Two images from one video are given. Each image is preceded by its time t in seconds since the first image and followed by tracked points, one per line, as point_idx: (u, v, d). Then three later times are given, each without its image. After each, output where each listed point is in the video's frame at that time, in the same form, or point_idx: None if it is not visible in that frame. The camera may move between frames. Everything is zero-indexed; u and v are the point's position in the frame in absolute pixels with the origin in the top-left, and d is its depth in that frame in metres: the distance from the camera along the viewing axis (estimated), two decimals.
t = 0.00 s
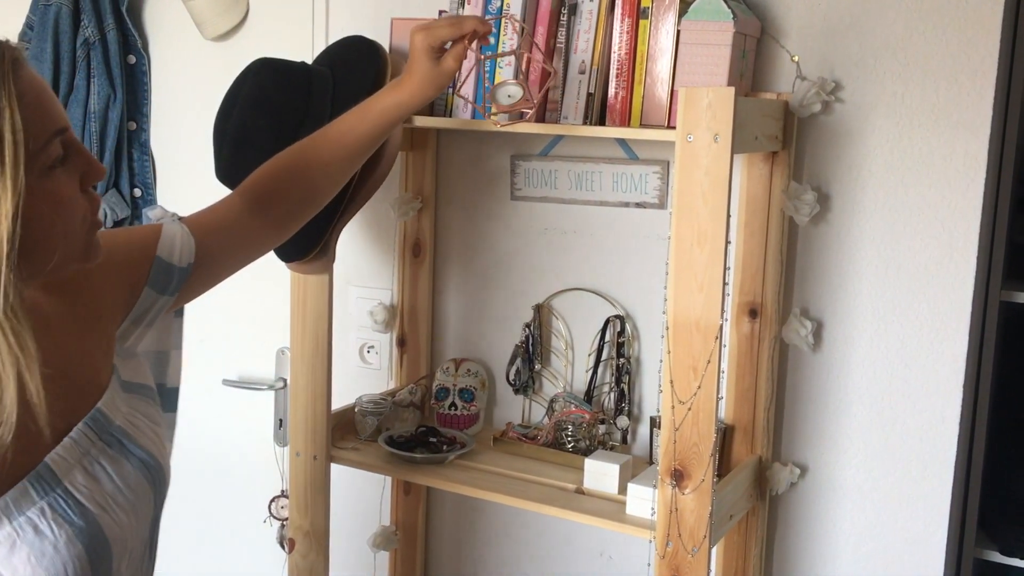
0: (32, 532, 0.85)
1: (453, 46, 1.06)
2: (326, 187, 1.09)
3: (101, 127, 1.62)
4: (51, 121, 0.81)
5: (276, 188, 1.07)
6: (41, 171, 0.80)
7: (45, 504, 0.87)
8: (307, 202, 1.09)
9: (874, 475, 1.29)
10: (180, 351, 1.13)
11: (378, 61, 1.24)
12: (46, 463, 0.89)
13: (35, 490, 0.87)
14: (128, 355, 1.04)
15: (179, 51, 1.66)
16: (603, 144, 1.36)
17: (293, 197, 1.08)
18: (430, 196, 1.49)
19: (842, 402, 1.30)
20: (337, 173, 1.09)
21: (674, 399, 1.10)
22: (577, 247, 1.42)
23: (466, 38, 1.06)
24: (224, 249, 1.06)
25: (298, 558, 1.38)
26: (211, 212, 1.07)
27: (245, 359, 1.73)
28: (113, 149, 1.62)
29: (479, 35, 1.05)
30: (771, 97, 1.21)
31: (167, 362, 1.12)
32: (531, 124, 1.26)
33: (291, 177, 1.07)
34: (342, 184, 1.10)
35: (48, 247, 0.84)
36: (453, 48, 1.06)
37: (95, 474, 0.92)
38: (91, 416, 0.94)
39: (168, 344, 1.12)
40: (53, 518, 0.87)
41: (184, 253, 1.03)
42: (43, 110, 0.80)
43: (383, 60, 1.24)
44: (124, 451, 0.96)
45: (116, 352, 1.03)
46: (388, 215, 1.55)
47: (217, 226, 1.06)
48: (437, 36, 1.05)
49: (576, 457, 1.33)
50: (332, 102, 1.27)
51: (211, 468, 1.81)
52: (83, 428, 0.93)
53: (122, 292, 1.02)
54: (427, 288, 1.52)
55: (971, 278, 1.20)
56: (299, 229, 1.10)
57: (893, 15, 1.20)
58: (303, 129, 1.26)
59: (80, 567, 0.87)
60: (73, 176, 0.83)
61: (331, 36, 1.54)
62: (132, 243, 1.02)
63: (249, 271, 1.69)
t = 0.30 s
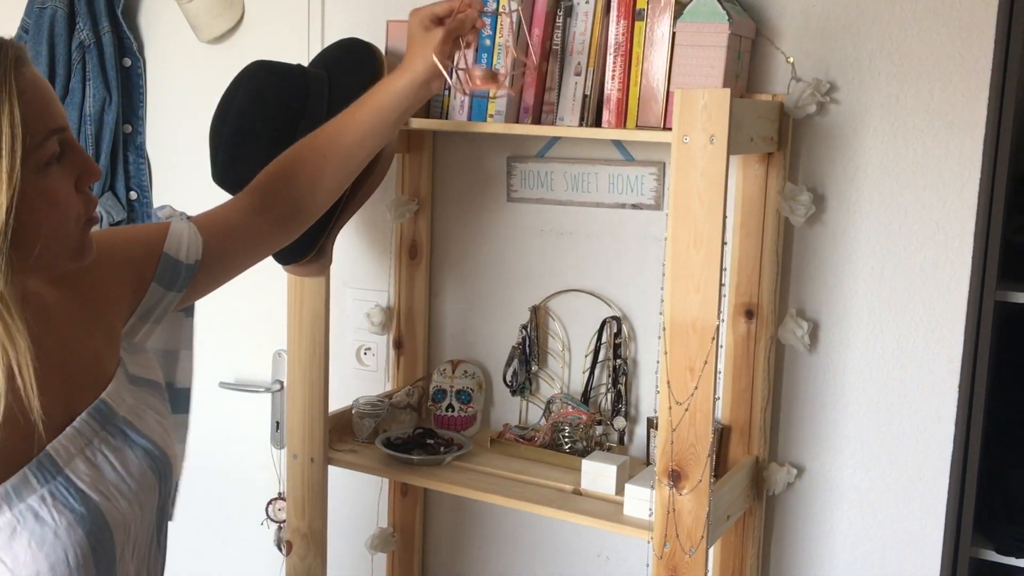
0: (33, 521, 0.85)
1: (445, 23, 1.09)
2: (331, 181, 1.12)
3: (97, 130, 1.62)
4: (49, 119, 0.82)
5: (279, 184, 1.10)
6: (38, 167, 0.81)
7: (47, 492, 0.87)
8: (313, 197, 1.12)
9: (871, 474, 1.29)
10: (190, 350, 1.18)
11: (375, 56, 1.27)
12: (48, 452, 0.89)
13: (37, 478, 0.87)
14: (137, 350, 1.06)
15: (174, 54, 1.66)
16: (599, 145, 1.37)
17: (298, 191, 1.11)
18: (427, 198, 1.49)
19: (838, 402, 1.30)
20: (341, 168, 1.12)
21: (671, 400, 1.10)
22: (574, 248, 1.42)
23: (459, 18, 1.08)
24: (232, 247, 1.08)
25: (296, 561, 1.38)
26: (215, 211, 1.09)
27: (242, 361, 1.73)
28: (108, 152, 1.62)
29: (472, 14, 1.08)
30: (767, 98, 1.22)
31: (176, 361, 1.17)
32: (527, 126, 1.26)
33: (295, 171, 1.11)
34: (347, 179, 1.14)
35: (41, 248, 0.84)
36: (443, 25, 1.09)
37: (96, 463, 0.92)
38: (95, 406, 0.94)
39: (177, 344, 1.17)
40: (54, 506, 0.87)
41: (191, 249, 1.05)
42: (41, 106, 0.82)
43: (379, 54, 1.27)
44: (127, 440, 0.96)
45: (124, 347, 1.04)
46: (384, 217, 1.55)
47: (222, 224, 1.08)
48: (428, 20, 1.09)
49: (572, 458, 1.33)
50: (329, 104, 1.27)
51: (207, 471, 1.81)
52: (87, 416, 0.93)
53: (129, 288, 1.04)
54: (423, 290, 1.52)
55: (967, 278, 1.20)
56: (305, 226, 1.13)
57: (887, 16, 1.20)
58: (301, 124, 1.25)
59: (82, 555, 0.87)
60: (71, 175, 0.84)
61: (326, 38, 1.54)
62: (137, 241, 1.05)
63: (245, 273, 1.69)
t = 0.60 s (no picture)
0: (51, 511, 0.86)
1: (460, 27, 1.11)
2: (341, 174, 1.16)
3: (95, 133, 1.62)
4: (61, 107, 0.84)
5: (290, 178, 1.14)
6: (54, 153, 0.83)
7: (64, 483, 0.88)
8: (323, 191, 1.15)
9: (868, 474, 1.30)
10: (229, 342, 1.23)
11: (373, 57, 1.29)
12: (65, 443, 0.89)
13: (55, 469, 0.88)
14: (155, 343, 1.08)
15: (172, 57, 1.66)
16: (596, 146, 1.37)
17: (308, 184, 1.14)
18: (425, 200, 1.49)
19: (835, 403, 1.30)
20: (350, 162, 1.16)
21: (669, 401, 1.10)
22: (571, 250, 1.42)
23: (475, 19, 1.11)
24: (249, 241, 1.11)
25: (295, 562, 1.38)
26: (228, 206, 1.12)
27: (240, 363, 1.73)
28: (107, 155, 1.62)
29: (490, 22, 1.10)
30: (764, 100, 1.22)
31: (219, 355, 1.22)
32: (525, 127, 1.26)
33: (306, 164, 1.14)
34: (356, 174, 1.17)
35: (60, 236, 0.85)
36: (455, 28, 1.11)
37: (113, 455, 0.93)
38: (111, 399, 0.95)
39: (216, 338, 1.22)
40: (71, 497, 0.88)
41: (206, 244, 1.08)
42: (52, 95, 0.83)
43: (377, 56, 1.29)
44: (143, 433, 0.97)
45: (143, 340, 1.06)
46: (382, 219, 1.55)
47: (236, 218, 1.11)
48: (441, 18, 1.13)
49: (570, 459, 1.33)
50: (327, 106, 1.27)
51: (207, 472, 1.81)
52: (104, 410, 0.94)
53: (147, 280, 1.06)
54: (421, 292, 1.52)
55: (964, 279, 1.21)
56: (315, 220, 1.16)
57: (883, 18, 1.21)
58: (301, 125, 1.26)
59: (98, 546, 0.88)
60: (85, 160, 0.86)
61: (324, 41, 1.55)
62: (155, 236, 1.07)
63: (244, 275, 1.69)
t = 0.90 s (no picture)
0: (54, 505, 0.86)
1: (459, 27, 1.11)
2: (348, 176, 1.16)
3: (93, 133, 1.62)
4: (59, 107, 0.83)
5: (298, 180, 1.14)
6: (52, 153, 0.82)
7: (68, 478, 0.88)
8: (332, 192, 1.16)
9: (866, 473, 1.30)
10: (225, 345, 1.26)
11: (371, 58, 1.27)
12: (70, 439, 0.90)
13: (58, 464, 0.88)
14: (163, 342, 1.08)
15: (171, 57, 1.66)
16: (594, 146, 1.37)
17: (316, 186, 1.15)
18: (423, 200, 1.50)
19: (834, 402, 1.30)
20: (359, 165, 1.16)
21: (666, 401, 1.10)
22: (570, 249, 1.42)
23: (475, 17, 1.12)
24: (256, 242, 1.12)
25: (294, 562, 1.38)
26: (236, 209, 1.13)
27: (239, 364, 1.73)
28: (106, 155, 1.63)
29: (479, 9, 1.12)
30: (762, 99, 1.22)
31: (217, 357, 1.24)
32: (523, 127, 1.26)
33: (313, 167, 1.14)
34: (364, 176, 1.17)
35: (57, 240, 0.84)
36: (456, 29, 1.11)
37: (117, 451, 0.93)
38: (117, 396, 0.95)
39: (216, 339, 1.24)
40: (74, 492, 0.88)
41: (212, 243, 1.08)
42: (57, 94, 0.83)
43: (375, 56, 1.27)
44: (149, 430, 0.97)
45: (151, 338, 1.07)
46: (381, 219, 1.55)
47: (243, 220, 1.12)
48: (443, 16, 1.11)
49: (569, 458, 1.33)
50: (324, 105, 1.26)
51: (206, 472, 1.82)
52: (108, 407, 0.94)
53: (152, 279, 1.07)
54: (420, 291, 1.52)
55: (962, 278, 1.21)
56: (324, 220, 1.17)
57: (881, 17, 1.21)
58: (299, 125, 1.26)
59: (100, 541, 0.88)
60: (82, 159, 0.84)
61: (322, 40, 1.55)
62: (159, 235, 1.08)
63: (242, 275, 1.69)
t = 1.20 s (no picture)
0: (51, 498, 0.87)
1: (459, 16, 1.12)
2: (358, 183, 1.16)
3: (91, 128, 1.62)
4: None
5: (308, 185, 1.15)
6: None
7: (66, 472, 0.88)
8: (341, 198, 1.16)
9: (863, 468, 1.30)
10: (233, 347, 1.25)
11: (368, 51, 1.27)
12: (71, 433, 0.90)
13: (57, 457, 0.88)
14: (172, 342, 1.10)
15: (169, 51, 1.66)
16: (592, 140, 1.37)
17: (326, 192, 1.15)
18: (421, 195, 1.49)
19: (832, 397, 1.30)
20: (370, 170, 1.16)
21: (663, 395, 1.11)
22: (568, 244, 1.42)
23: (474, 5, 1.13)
24: (267, 245, 1.13)
25: (292, 555, 1.38)
26: (249, 211, 1.13)
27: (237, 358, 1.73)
28: (103, 149, 1.62)
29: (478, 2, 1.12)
30: (759, 94, 1.22)
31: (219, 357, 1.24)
32: (520, 121, 1.26)
33: (323, 172, 1.15)
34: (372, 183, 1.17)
35: None
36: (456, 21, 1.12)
37: (118, 447, 0.93)
38: (120, 393, 0.96)
39: (221, 341, 1.24)
40: (72, 486, 0.88)
41: (227, 245, 1.09)
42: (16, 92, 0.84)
43: (372, 49, 1.27)
44: (151, 428, 0.97)
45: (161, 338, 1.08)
46: (379, 213, 1.55)
47: (256, 223, 1.12)
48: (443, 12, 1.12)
49: (567, 453, 1.34)
50: (323, 103, 1.27)
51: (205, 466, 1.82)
52: (111, 403, 0.94)
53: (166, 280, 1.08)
54: (418, 286, 1.52)
55: (959, 274, 1.21)
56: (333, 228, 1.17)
57: (878, 11, 1.21)
58: (297, 121, 1.26)
59: (96, 535, 0.88)
60: None
61: (320, 35, 1.54)
62: (174, 235, 1.09)
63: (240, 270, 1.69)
